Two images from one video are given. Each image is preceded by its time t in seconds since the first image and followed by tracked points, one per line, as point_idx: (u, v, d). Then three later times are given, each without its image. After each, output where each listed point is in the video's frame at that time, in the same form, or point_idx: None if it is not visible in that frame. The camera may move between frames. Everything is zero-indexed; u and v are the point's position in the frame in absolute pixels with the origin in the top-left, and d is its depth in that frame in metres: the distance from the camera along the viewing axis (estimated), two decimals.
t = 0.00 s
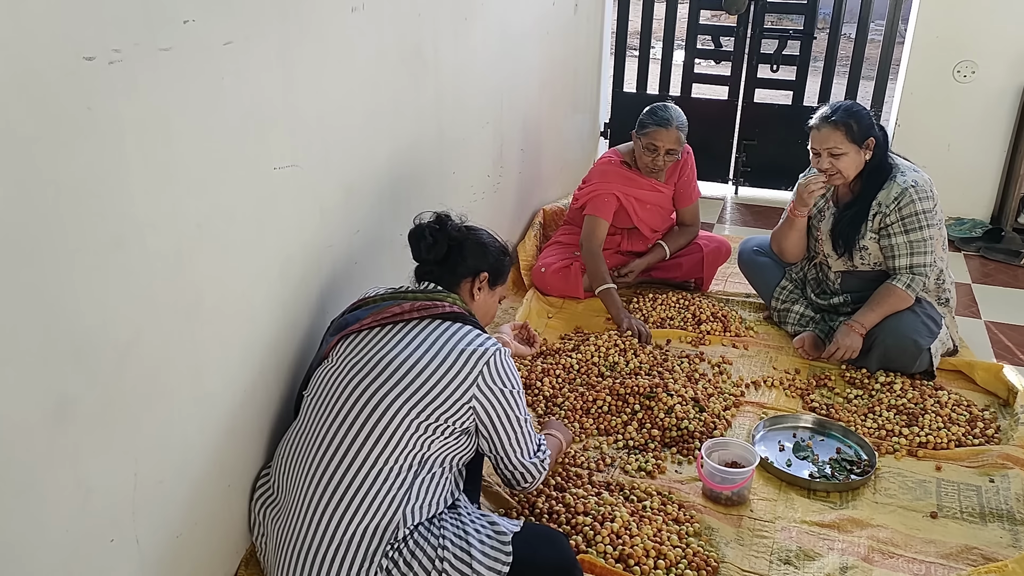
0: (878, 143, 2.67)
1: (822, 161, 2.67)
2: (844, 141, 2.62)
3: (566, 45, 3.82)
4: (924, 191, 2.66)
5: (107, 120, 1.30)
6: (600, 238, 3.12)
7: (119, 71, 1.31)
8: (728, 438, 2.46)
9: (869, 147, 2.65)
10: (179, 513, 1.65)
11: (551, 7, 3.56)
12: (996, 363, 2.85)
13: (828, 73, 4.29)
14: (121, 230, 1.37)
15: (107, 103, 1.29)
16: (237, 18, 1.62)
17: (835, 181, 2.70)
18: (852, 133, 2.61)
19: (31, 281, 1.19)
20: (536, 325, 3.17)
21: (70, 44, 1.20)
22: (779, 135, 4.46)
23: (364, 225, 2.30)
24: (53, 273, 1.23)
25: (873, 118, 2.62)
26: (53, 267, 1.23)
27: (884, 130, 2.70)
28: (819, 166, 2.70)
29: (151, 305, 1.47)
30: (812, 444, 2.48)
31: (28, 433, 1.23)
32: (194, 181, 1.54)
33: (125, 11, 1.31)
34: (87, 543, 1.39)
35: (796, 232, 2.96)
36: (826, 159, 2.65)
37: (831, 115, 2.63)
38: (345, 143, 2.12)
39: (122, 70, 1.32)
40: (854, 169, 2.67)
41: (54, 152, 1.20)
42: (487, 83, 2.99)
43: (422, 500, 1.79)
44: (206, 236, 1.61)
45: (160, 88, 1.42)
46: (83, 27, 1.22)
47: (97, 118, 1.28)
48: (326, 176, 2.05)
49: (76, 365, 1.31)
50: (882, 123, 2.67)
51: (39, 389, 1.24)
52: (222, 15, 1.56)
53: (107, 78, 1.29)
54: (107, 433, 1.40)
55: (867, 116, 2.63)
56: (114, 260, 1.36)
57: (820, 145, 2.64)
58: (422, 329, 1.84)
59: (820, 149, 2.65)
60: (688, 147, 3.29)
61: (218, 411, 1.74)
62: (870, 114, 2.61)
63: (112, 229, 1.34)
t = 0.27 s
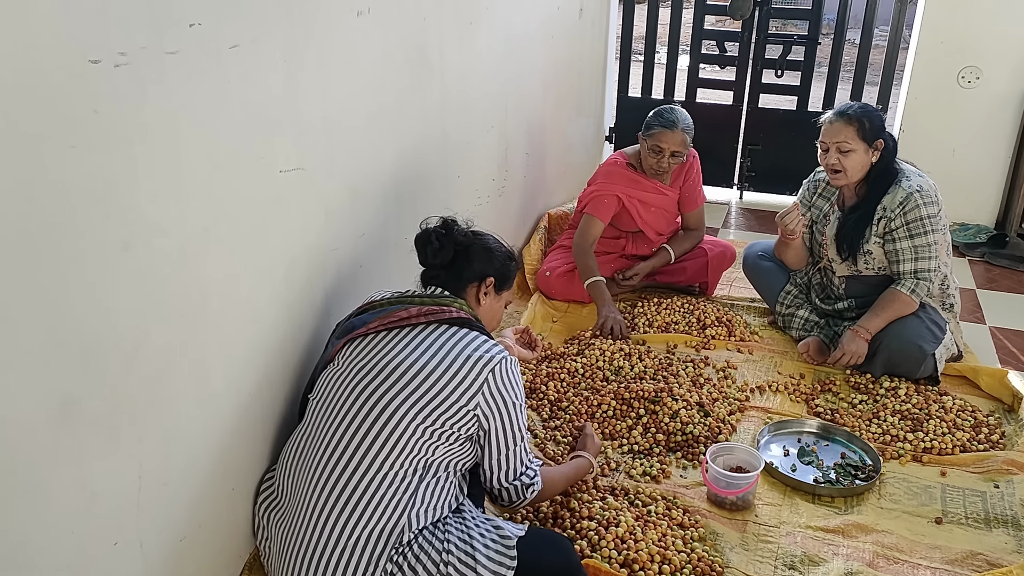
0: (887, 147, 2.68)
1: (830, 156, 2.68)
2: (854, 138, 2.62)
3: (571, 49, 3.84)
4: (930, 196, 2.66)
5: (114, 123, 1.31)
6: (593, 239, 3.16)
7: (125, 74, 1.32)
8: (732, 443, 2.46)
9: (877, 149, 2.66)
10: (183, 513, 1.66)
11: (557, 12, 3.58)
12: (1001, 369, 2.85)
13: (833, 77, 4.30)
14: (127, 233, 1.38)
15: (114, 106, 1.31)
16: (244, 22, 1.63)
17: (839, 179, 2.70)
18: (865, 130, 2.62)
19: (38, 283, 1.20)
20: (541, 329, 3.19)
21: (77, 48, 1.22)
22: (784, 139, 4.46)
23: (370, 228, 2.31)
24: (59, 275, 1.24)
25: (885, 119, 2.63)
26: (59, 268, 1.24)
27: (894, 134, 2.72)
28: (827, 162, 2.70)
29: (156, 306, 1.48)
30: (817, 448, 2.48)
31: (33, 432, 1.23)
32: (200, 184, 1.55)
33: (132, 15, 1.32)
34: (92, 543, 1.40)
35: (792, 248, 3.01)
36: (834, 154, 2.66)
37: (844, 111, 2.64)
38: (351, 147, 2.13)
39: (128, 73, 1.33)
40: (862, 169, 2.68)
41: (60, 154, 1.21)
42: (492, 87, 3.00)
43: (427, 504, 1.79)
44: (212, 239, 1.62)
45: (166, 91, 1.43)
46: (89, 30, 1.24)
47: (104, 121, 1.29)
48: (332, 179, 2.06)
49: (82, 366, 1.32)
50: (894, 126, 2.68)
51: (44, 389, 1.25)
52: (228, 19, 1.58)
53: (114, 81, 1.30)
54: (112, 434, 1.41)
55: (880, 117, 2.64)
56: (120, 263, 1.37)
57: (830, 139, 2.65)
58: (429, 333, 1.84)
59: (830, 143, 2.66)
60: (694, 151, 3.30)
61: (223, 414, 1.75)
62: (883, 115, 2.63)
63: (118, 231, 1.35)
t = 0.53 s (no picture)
0: (893, 152, 2.69)
1: (836, 158, 2.68)
2: (861, 141, 2.63)
3: (573, 54, 3.85)
4: (933, 201, 2.66)
5: (115, 129, 1.32)
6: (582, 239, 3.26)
7: (126, 80, 1.33)
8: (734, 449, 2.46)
9: (883, 153, 2.67)
10: (183, 518, 1.66)
11: (559, 17, 3.58)
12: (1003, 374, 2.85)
13: (834, 82, 4.30)
14: (128, 237, 1.38)
15: (114, 111, 1.31)
16: (245, 28, 1.63)
17: (844, 180, 2.71)
18: (872, 134, 2.63)
19: (38, 287, 1.21)
20: (542, 334, 3.20)
21: (77, 52, 1.22)
22: (785, 144, 4.47)
23: (371, 234, 2.32)
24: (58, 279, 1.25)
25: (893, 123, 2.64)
26: (59, 272, 1.24)
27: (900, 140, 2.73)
28: (832, 164, 2.71)
29: (156, 311, 1.49)
30: (819, 454, 2.48)
31: (32, 436, 1.24)
32: (200, 189, 1.56)
33: (134, 21, 1.33)
34: (91, 547, 1.40)
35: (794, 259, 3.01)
36: (841, 156, 2.66)
37: (853, 114, 2.65)
38: (352, 152, 2.14)
39: (129, 78, 1.33)
40: (867, 172, 2.68)
41: (60, 158, 1.21)
42: (494, 93, 3.01)
43: (428, 512, 1.79)
44: (213, 244, 1.63)
45: (167, 97, 1.43)
46: (90, 35, 1.24)
47: (105, 127, 1.29)
48: (333, 184, 2.07)
49: (82, 370, 1.32)
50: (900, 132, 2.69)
51: (44, 393, 1.25)
52: (229, 25, 1.58)
53: (115, 87, 1.30)
54: (112, 439, 1.41)
55: (888, 122, 2.65)
56: (121, 268, 1.37)
57: (837, 141, 2.65)
58: (430, 341, 1.84)
59: (837, 145, 2.66)
60: (693, 155, 3.28)
61: (224, 419, 1.75)
62: (890, 120, 2.64)
63: (118, 235, 1.36)
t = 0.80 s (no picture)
0: (893, 155, 2.70)
1: (837, 161, 2.69)
2: (862, 143, 2.64)
3: (571, 58, 3.85)
4: (932, 204, 2.66)
5: (115, 134, 1.32)
6: (580, 247, 3.28)
7: (126, 85, 1.33)
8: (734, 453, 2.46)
9: (884, 156, 2.68)
10: (183, 523, 1.66)
11: (558, 21, 3.59)
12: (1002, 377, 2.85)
13: (833, 85, 4.30)
14: (127, 242, 1.38)
15: (114, 117, 1.31)
16: (245, 33, 1.64)
17: (845, 182, 2.71)
18: (873, 137, 2.63)
19: (37, 293, 1.21)
20: (541, 338, 3.20)
21: (78, 58, 1.22)
22: (784, 148, 4.47)
23: (371, 238, 2.32)
24: (58, 285, 1.24)
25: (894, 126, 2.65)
26: (59, 278, 1.24)
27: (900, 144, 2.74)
28: (834, 166, 2.71)
29: (156, 316, 1.48)
30: (818, 458, 2.48)
31: (32, 443, 1.24)
32: (200, 194, 1.56)
33: (134, 26, 1.33)
34: (91, 553, 1.40)
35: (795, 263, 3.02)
36: (842, 159, 2.67)
37: (854, 116, 2.66)
38: (352, 156, 2.14)
39: (128, 83, 1.33)
40: (867, 175, 2.69)
41: (60, 164, 1.21)
42: (493, 97, 3.01)
43: (427, 517, 1.79)
44: (212, 249, 1.62)
45: (167, 102, 1.43)
46: (90, 41, 1.24)
47: (105, 132, 1.29)
48: (332, 189, 2.07)
49: (82, 376, 1.32)
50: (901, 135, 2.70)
51: (43, 399, 1.25)
52: (229, 30, 1.58)
53: (114, 92, 1.30)
54: (112, 444, 1.41)
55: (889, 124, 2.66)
56: (120, 273, 1.37)
57: (839, 143, 2.66)
58: (431, 347, 1.84)
59: (838, 148, 2.67)
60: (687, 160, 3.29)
61: (223, 424, 1.75)
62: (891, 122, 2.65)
63: (118, 241, 1.36)
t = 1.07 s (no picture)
0: (889, 157, 2.71)
1: (833, 162, 2.70)
2: (858, 145, 2.65)
3: (569, 61, 3.86)
4: (927, 205, 2.67)
5: (112, 136, 1.32)
6: (579, 253, 3.28)
7: (124, 88, 1.33)
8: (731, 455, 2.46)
9: (880, 157, 2.69)
10: (181, 525, 1.66)
11: (555, 24, 3.60)
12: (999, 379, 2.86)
13: (830, 88, 4.32)
14: (125, 245, 1.38)
15: (112, 120, 1.32)
16: (243, 36, 1.64)
17: (841, 184, 2.72)
18: (868, 138, 2.65)
19: (35, 296, 1.21)
20: (539, 340, 3.20)
21: (76, 62, 1.23)
22: (781, 150, 4.48)
23: (369, 240, 2.32)
24: (56, 288, 1.25)
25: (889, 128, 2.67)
26: (57, 281, 1.25)
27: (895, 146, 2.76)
28: (829, 168, 2.72)
29: (154, 318, 1.49)
30: (816, 459, 2.49)
31: (30, 445, 1.24)
32: (198, 197, 1.56)
33: (130, 29, 1.33)
34: (89, 555, 1.40)
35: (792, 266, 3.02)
36: (838, 161, 2.68)
37: (850, 118, 2.68)
38: (349, 159, 2.14)
39: (126, 86, 1.34)
40: (864, 177, 2.70)
41: (58, 168, 1.22)
42: (491, 99, 3.02)
43: (423, 520, 1.80)
44: (210, 251, 1.63)
45: (165, 105, 1.44)
46: (88, 45, 1.25)
47: (102, 135, 1.30)
48: (330, 192, 2.08)
49: (80, 379, 1.32)
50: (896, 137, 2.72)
51: (41, 402, 1.25)
52: (227, 33, 1.59)
53: (113, 95, 1.31)
54: (110, 446, 1.41)
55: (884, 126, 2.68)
56: (119, 275, 1.38)
57: (835, 145, 2.67)
58: (427, 350, 1.83)
59: (834, 149, 2.68)
60: (683, 165, 3.30)
61: (221, 426, 1.75)
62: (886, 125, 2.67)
63: (116, 243, 1.36)
